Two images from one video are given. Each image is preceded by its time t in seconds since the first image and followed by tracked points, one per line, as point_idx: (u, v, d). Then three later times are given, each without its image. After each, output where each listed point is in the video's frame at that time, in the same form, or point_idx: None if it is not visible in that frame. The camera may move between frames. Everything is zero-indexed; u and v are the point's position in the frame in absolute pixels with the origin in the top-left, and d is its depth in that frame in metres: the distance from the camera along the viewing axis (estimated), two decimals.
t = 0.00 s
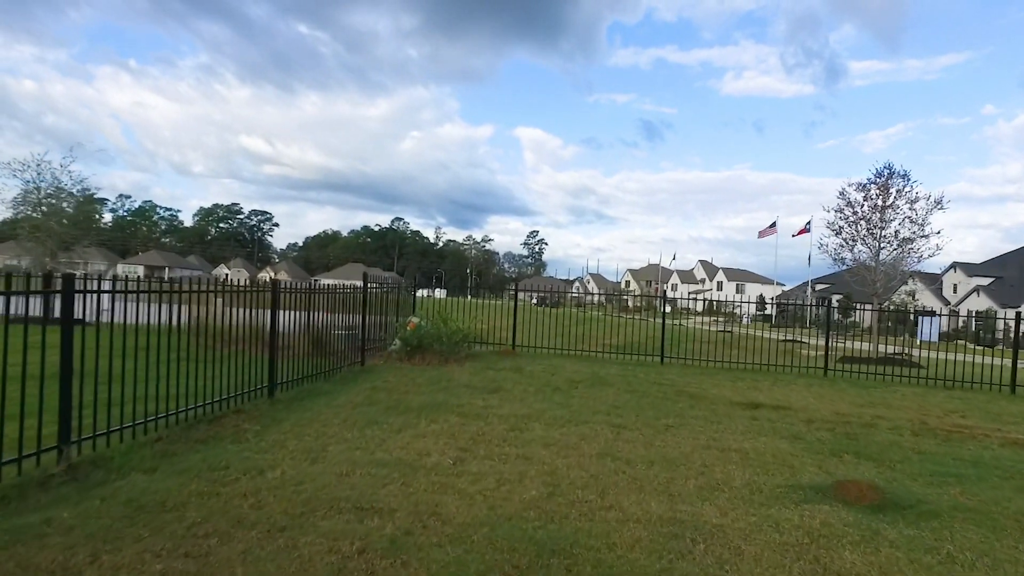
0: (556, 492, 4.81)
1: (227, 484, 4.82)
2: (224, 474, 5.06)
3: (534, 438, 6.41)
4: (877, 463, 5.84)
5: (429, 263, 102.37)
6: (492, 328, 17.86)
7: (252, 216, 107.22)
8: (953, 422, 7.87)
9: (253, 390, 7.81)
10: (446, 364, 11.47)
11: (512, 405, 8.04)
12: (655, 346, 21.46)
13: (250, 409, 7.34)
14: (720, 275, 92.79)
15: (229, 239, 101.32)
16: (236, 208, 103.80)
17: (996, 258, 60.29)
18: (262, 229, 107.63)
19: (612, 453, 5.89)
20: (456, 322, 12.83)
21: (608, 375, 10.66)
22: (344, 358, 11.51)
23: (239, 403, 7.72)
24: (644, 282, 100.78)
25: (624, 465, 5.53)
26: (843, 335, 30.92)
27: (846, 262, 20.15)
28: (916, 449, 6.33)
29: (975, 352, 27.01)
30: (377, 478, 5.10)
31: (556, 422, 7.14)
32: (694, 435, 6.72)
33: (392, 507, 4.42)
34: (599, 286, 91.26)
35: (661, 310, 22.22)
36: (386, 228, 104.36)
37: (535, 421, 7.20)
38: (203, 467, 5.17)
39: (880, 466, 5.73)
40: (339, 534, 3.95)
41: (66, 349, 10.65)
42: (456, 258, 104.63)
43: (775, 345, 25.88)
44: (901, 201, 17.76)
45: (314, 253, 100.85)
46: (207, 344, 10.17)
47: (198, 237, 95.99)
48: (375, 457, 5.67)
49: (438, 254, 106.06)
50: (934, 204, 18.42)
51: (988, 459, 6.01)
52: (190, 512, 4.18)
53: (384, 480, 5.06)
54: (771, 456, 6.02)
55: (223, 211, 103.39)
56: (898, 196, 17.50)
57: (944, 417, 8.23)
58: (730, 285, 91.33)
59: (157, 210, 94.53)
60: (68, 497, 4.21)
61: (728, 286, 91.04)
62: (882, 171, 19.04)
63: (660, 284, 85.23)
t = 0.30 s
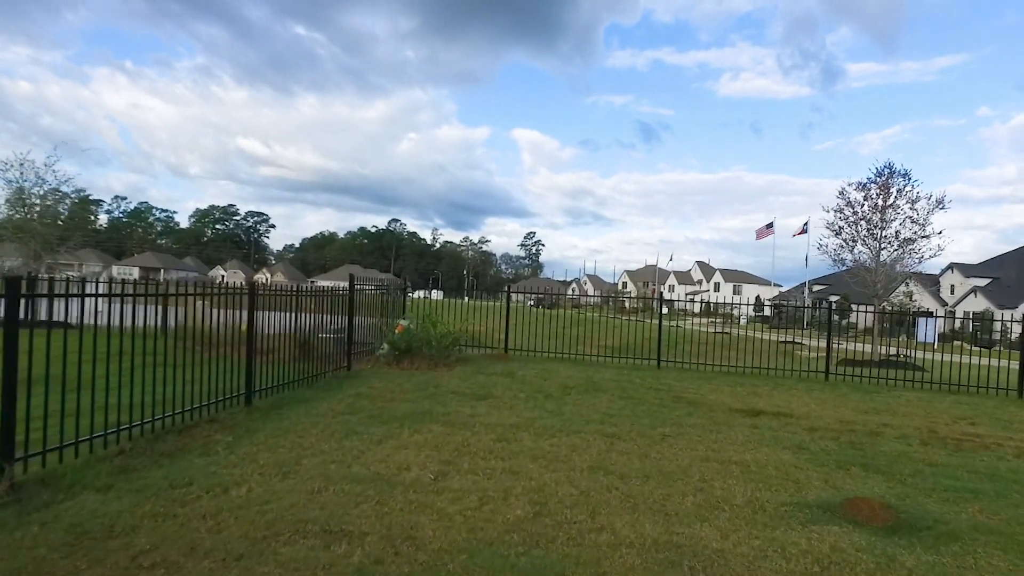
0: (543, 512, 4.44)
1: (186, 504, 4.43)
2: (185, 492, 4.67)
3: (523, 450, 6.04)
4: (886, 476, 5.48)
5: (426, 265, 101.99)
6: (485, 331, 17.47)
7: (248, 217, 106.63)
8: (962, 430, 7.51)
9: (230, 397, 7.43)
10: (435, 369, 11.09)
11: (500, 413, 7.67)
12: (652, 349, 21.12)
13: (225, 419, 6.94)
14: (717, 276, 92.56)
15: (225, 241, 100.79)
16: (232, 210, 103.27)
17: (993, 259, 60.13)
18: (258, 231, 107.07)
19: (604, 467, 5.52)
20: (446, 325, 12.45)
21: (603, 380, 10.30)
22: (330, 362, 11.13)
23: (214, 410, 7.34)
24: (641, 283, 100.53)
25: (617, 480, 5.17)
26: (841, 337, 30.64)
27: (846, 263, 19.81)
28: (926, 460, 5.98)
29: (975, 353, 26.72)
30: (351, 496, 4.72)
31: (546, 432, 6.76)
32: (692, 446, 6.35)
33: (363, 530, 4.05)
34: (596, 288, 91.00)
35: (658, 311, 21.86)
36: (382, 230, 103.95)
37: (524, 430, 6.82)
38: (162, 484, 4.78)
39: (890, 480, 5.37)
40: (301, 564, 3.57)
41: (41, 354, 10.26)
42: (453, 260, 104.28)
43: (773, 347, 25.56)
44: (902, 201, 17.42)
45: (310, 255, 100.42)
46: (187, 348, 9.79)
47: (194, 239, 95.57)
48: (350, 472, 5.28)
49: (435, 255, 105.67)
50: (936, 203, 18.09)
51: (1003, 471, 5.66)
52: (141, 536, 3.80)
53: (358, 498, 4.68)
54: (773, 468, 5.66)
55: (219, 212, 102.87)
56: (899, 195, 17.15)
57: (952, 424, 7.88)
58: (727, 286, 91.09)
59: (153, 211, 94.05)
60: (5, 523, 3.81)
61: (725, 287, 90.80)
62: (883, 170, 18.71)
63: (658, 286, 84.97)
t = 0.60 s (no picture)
0: (526, 532, 4.04)
1: (136, 523, 4.01)
2: (137, 509, 4.25)
3: (509, 461, 5.64)
4: (899, 488, 5.09)
5: (422, 266, 101.63)
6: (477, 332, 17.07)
7: (244, 219, 106.15)
8: (973, 437, 7.12)
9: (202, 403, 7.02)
10: (423, 373, 10.68)
11: (488, 420, 7.28)
12: (648, 351, 20.75)
13: (195, 427, 6.51)
14: (713, 278, 92.38)
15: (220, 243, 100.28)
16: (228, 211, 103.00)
17: (990, 260, 59.93)
18: (253, 232, 106.59)
19: (595, 480, 5.12)
20: (435, 326, 12.05)
21: (596, 384, 9.91)
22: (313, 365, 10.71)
23: (185, 417, 6.93)
24: (638, 285, 100.31)
25: (609, 495, 4.77)
26: (839, 338, 30.30)
27: (846, 263, 19.45)
28: (940, 470, 5.59)
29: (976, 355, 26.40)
30: (318, 513, 4.32)
31: (535, 441, 6.36)
32: (689, 455, 5.95)
33: (327, 555, 3.64)
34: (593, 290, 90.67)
35: (655, 313, 21.47)
36: (378, 231, 103.57)
37: (512, 439, 6.43)
38: (113, 499, 4.36)
39: (904, 493, 4.97)
40: None
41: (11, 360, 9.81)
42: (449, 262, 103.93)
43: (770, 349, 25.19)
44: (903, 200, 17.04)
45: (306, 257, 99.95)
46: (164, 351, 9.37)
47: (190, 241, 95.22)
48: (322, 487, 4.87)
49: (431, 257, 105.27)
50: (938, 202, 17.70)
51: None
52: (75, 564, 3.39)
53: (325, 516, 4.27)
54: (777, 480, 5.27)
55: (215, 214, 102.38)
56: (900, 194, 16.76)
57: (962, 430, 7.49)
58: (724, 287, 90.85)
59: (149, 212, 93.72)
60: None
61: (722, 288, 90.52)
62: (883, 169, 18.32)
63: (654, 287, 84.80)
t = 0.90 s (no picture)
0: (513, 559, 3.66)
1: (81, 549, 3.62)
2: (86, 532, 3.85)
3: (497, 476, 5.26)
4: (919, 505, 4.70)
5: (421, 268, 101.29)
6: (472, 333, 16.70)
7: (242, 220, 105.78)
8: (991, 446, 6.73)
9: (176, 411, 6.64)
10: (414, 377, 10.30)
11: (479, 429, 6.90)
12: (648, 354, 20.38)
13: (166, 438, 6.12)
14: (712, 279, 92.05)
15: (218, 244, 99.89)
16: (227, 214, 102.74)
17: (991, 261, 59.62)
18: (252, 234, 106.19)
19: (590, 497, 4.74)
20: (428, 328, 11.68)
21: (593, 389, 9.53)
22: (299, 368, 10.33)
23: (158, 425, 6.55)
24: (636, 286, 100.00)
25: (606, 514, 4.39)
26: (840, 339, 29.93)
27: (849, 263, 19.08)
28: (960, 484, 5.22)
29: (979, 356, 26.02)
30: (286, 537, 3.93)
31: (527, 452, 5.98)
32: (692, 468, 5.58)
33: None
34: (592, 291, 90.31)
35: (654, 315, 21.07)
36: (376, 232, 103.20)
37: (502, 449, 6.06)
38: (60, 521, 3.96)
39: (925, 511, 4.59)
40: None
41: None
42: (448, 263, 103.58)
43: (771, 350, 24.82)
44: (907, 199, 16.66)
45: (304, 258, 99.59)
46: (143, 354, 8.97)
47: (188, 242, 94.86)
48: (293, 506, 4.48)
49: (430, 258, 104.91)
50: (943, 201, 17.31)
51: None
52: None
53: (292, 540, 3.88)
54: (786, 496, 4.89)
55: (213, 216, 101.99)
56: (905, 193, 16.39)
57: (978, 438, 7.11)
58: (723, 289, 90.53)
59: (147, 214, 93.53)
60: None
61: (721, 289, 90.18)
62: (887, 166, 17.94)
63: (652, 288, 84.56)
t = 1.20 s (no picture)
0: None
1: None
2: (19, 556, 3.42)
3: (484, 491, 4.85)
4: (945, 523, 4.28)
5: (419, 269, 100.94)
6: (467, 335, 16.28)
7: (241, 222, 105.42)
8: (1012, 456, 6.32)
9: (145, 418, 6.23)
10: (404, 381, 9.87)
11: (468, 437, 6.48)
12: (647, 355, 19.98)
13: (133, 446, 5.68)
14: (711, 280, 91.78)
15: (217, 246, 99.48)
16: (226, 215, 102.36)
17: (991, 261, 59.28)
18: (251, 235, 105.76)
19: (584, 515, 4.32)
20: (419, 330, 11.27)
21: (590, 393, 9.12)
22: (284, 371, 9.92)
23: (125, 432, 6.13)
24: (636, 288, 99.71)
25: (601, 536, 3.97)
26: (841, 340, 29.55)
27: (853, 263, 18.67)
28: (986, 499, 4.80)
29: (983, 358, 25.63)
30: (244, 563, 3.51)
31: (518, 463, 5.56)
32: (695, 481, 5.16)
33: None
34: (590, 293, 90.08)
35: (654, 316, 20.68)
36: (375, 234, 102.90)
37: (491, 460, 5.65)
38: None
39: (952, 530, 4.17)
40: None
41: None
42: (447, 264, 103.23)
43: (772, 352, 24.43)
44: (912, 197, 16.25)
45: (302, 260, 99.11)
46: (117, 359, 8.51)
47: (187, 244, 94.54)
48: (257, 526, 4.05)
49: (428, 259, 104.57)
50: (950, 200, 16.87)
51: None
52: None
53: (249, 567, 3.45)
54: (799, 513, 4.48)
55: (212, 218, 101.53)
56: (911, 191, 15.99)
57: (997, 447, 6.70)
58: (723, 290, 90.29)
59: (145, 215, 93.21)
60: None
61: (720, 291, 89.82)
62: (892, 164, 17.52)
63: (652, 290, 84.39)
